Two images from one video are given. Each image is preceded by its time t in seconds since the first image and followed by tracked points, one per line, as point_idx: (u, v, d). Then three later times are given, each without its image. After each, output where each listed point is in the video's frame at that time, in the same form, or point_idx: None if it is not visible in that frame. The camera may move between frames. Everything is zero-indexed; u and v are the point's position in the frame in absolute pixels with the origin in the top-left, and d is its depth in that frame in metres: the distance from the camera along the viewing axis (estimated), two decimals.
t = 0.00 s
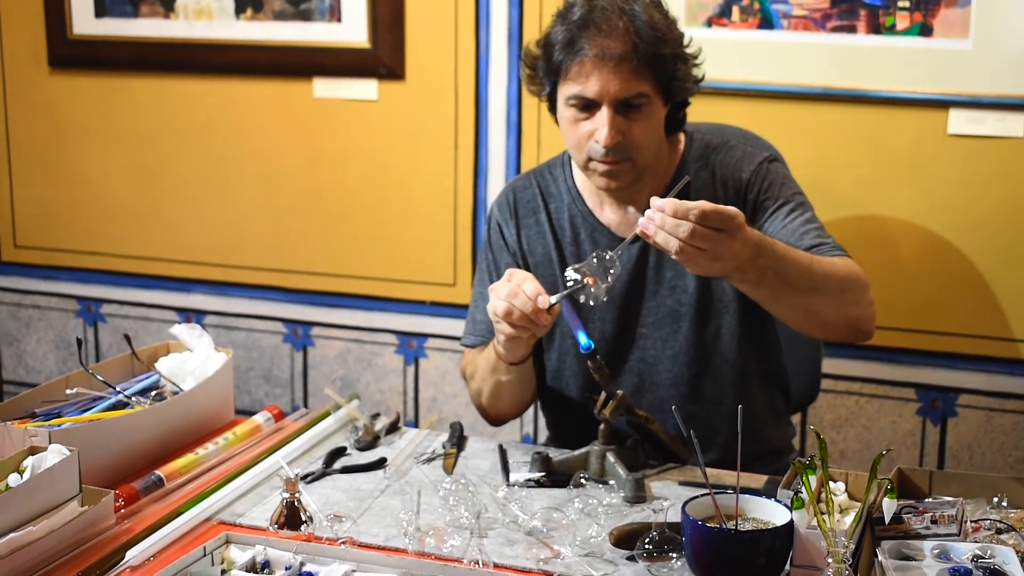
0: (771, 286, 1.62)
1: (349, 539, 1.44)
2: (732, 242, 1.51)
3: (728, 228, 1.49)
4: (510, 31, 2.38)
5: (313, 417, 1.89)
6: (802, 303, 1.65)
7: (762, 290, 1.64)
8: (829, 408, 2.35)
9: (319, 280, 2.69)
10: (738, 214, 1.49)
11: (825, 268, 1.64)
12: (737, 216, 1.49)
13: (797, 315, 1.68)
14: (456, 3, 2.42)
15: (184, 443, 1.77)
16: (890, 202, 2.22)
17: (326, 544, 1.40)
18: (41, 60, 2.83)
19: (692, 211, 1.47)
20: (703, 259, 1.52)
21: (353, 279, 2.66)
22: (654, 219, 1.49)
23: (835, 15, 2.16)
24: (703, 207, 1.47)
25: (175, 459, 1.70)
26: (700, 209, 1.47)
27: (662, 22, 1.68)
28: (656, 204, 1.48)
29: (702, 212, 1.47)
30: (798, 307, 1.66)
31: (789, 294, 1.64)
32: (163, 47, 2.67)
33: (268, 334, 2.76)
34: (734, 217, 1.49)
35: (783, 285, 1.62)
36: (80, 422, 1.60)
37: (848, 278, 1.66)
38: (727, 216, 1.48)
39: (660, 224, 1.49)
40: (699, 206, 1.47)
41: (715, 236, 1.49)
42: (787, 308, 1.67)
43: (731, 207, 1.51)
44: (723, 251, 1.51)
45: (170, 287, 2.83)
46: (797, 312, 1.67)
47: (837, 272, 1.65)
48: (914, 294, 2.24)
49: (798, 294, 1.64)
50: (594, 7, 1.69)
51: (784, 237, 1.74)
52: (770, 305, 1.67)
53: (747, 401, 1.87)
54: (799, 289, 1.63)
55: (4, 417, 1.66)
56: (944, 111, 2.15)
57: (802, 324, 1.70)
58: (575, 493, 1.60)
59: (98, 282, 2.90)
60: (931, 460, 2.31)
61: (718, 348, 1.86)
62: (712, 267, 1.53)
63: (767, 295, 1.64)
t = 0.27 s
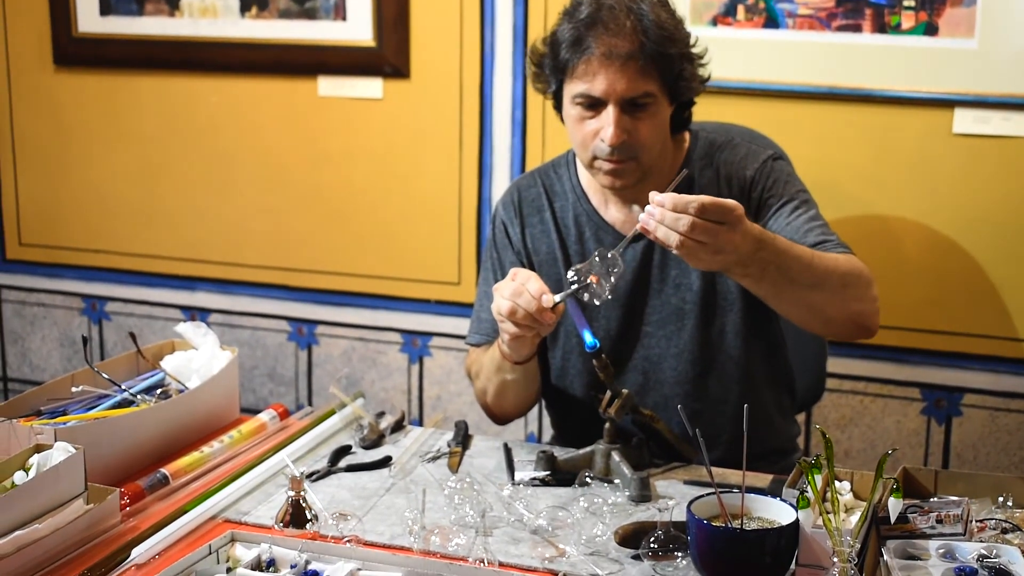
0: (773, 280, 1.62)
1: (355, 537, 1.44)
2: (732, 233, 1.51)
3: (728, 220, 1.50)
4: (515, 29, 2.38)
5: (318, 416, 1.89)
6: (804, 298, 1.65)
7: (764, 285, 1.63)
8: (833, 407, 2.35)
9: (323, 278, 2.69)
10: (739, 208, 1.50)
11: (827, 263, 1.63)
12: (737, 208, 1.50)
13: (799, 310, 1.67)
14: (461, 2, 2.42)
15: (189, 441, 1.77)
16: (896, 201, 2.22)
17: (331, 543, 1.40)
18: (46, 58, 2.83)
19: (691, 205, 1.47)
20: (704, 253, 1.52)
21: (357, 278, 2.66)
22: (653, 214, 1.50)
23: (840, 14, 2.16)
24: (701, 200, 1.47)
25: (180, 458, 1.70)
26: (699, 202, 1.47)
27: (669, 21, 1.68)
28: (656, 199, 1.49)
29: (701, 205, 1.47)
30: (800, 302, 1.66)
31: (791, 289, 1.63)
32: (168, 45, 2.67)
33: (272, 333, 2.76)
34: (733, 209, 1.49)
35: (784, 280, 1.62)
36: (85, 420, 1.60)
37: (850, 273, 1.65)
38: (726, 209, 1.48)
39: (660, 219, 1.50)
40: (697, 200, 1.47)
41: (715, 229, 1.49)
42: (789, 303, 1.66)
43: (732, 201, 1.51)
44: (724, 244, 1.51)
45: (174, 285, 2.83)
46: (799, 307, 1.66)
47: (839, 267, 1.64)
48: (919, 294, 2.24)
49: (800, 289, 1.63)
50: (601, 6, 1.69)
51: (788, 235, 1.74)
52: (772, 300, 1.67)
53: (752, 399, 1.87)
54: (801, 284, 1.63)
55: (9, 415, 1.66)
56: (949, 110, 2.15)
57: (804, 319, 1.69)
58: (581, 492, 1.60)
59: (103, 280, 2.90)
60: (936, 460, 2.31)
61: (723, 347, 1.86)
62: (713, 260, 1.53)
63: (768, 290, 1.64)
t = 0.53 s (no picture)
0: (773, 275, 1.62)
1: (358, 536, 1.44)
2: (730, 227, 1.51)
3: (725, 215, 1.49)
4: (518, 29, 2.38)
5: (322, 415, 1.89)
6: (804, 292, 1.64)
7: (764, 280, 1.63)
8: (836, 407, 2.35)
9: (326, 277, 2.69)
10: (737, 203, 1.50)
11: (826, 258, 1.63)
12: (734, 202, 1.50)
13: (799, 306, 1.67)
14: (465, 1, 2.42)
15: (192, 440, 1.77)
16: (899, 201, 2.22)
17: (334, 542, 1.41)
18: (49, 57, 2.83)
19: (688, 199, 1.47)
20: (703, 247, 1.52)
21: (360, 277, 2.67)
22: (651, 209, 1.50)
23: (843, 14, 2.16)
24: (699, 194, 1.47)
25: (184, 457, 1.70)
26: (697, 196, 1.47)
27: (673, 21, 1.69)
28: (654, 194, 1.49)
29: (699, 199, 1.47)
30: (799, 298, 1.66)
31: (791, 284, 1.63)
32: (171, 44, 2.67)
33: (275, 332, 2.77)
34: (732, 203, 1.48)
35: (784, 274, 1.62)
36: (88, 419, 1.60)
37: (849, 267, 1.65)
38: (723, 203, 1.48)
39: (659, 214, 1.49)
40: (695, 194, 1.47)
41: (713, 223, 1.49)
42: (789, 299, 1.66)
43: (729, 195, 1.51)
44: (722, 238, 1.51)
45: (177, 284, 2.84)
46: (799, 302, 1.66)
47: (839, 261, 1.65)
48: (922, 293, 2.24)
49: (800, 283, 1.63)
50: (605, 5, 1.69)
51: (789, 231, 1.73)
52: (772, 296, 1.66)
53: (754, 398, 1.87)
54: (800, 278, 1.63)
55: (13, 414, 1.66)
56: (952, 110, 2.15)
57: (804, 315, 1.69)
58: (584, 491, 1.60)
59: (106, 279, 2.90)
60: (939, 459, 2.31)
61: (725, 345, 1.86)
62: (713, 254, 1.53)
63: (768, 285, 1.64)
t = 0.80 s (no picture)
0: (769, 271, 1.62)
1: (360, 537, 1.45)
2: (726, 223, 1.51)
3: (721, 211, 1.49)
4: (520, 30, 2.38)
5: (324, 415, 1.90)
6: (800, 289, 1.65)
7: (761, 276, 1.63)
8: (838, 407, 2.35)
9: (327, 278, 2.70)
10: (733, 199, 1.49)
11: (823, 254, 1.64)
12: (730, 198, 1.49)
13: (796, 302, 1.67)
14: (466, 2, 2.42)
15: (195, 440, 1.77)
16: (900, 202, 2.22)
17: (337, 542, 1.41)
18: (51, 58, 2.83)
19: (684, 195, 1.47)
20: (700, 244, 1.52)
21: (362, 278, 2.67)
22: (648, 206, 1.50)
23: (845, 15, 2.16)
24: (695, 190, 1.47)
25: (186, 457, 1.70)
26: (692, 193, 1.47)
27: (674, 21, 1.69)
28: (650, 192, 1.49)
29: (695, 195, 1.47)
30: (797, 294, 1.66)
31: (787, 280, 1.64)
32: (173, 45, 2.68)
33: (277, 332, 2.77)
34: (728, 198, 1.49)
35: (781, 271, 1.62)
36: (91, 420, 1.61)
37: (847, 264, 1.66)
38: (720, 198, 1.48)
39: (656, 211, 1.49)
40: (691, 190, 1.47)
41: (710, 219, 1.49)
42: (786, 295, 1.66)
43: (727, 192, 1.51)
44: (719, 234, 1.51)
45: (179, 284, 2.84)
46: (796, 299, 1.66)
47: (837, 258, 1.65)
48: (923, 294, 2.24)
49: (796, 280, 1.64)
50: (606, 5, 1.69)
51: (789, 229, 1.74)
52: (769, 292, 1.67)
53: (755, 398, 1.87)
54: (798, 275, 1.63)
55: (15, 414, 1.67)
56: (954, 111, 2.15)
57: (802, 311, 1.69)
58: (585, 492, 1.61)
59: (108, 279, 2.91)
60: (940, 460, 2.31)
61: (725, 345, 1.86)
62: (710, 250, 1.53)
63: (765, 281, 1.64)
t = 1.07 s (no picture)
0: (767, 271, 1.63)
1: (360, 539, 1.45)
2: (723, 223, 1.51)
3: (717, 212, 1.50)
4: (520, 32, 2.39)
5: (324, 417, 1.90)
6: (798, 289, 1.65)
7: (758, 276, 1.64)
8: (838, 410, 2.35)
9: (328, 280, 2.70)
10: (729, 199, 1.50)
11: (821, 254, 1.64)
12: (726, 198, 1.50)
13: (794, 302, 1.68)
14: (467, 5, 2.43)
15: (196, 442, 1.78)
16: (900, 205, 2.22)
17: (337, 544, 1.41)
18: (52, 60, 2.84)
19: (681, 196, 1.48)
20: (698, 244, 1.52)
21: (362, 280, 2.67)
22: (645, 207, 1.50)
23: (844, 18, 2.17)
24: (691, 191, 1.47)
25: (187, 459, 1.70)
26: (689, 193, 1.47)
27: (672, 24, 1.69)
28: (648, 193, 1.49)
29: (691, 195, 1.47)
30: (795, 295, 1.66)
31: (785, 279, 1.64)
32: (174, 48, 2.68)
33: (278, 335, 2.77)
34: (724, 198, 1.49)
35: (778, 271, 1.63)
36: (92, 422, 1.61)
37: (845, 264, 1.66)
38: (716, 198, 1.49)
39: (652, 213, 1.50)
40: (688, 191, 1.48)
41: (706, 219, 1.49)
42: (784, 295, 1.67)
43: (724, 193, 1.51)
44: (716, 234, 1.51)
45: (180, 287, 2.84)
46: (794, 299, 1.67)
47: (834, 258, 1.65)
48: (922, 296, 2.25)
49: (794, 279, 1.64)
50: (605, 7, 1.69)
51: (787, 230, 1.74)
52: (767, 292, 1.67)
53: (754, 400, 1.87)
54: (795, 275, 1.63)
55: (16, 416, 1.67)
56: (953, 114, 2.16)
57: (800, 312, 1.69)
58: (586, 494, 1.61)
59: (109, 281, 2.91)
60: (940, 462, 2.31)
61: (725, 347, 1.86)
62: (707, 250, 1.54)
63: (762, 281, 1.65)
